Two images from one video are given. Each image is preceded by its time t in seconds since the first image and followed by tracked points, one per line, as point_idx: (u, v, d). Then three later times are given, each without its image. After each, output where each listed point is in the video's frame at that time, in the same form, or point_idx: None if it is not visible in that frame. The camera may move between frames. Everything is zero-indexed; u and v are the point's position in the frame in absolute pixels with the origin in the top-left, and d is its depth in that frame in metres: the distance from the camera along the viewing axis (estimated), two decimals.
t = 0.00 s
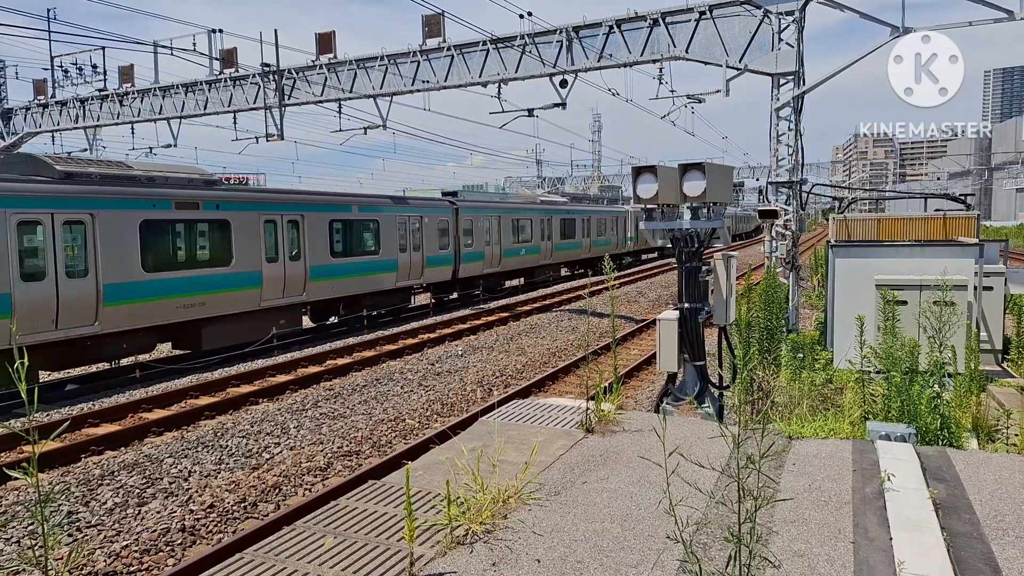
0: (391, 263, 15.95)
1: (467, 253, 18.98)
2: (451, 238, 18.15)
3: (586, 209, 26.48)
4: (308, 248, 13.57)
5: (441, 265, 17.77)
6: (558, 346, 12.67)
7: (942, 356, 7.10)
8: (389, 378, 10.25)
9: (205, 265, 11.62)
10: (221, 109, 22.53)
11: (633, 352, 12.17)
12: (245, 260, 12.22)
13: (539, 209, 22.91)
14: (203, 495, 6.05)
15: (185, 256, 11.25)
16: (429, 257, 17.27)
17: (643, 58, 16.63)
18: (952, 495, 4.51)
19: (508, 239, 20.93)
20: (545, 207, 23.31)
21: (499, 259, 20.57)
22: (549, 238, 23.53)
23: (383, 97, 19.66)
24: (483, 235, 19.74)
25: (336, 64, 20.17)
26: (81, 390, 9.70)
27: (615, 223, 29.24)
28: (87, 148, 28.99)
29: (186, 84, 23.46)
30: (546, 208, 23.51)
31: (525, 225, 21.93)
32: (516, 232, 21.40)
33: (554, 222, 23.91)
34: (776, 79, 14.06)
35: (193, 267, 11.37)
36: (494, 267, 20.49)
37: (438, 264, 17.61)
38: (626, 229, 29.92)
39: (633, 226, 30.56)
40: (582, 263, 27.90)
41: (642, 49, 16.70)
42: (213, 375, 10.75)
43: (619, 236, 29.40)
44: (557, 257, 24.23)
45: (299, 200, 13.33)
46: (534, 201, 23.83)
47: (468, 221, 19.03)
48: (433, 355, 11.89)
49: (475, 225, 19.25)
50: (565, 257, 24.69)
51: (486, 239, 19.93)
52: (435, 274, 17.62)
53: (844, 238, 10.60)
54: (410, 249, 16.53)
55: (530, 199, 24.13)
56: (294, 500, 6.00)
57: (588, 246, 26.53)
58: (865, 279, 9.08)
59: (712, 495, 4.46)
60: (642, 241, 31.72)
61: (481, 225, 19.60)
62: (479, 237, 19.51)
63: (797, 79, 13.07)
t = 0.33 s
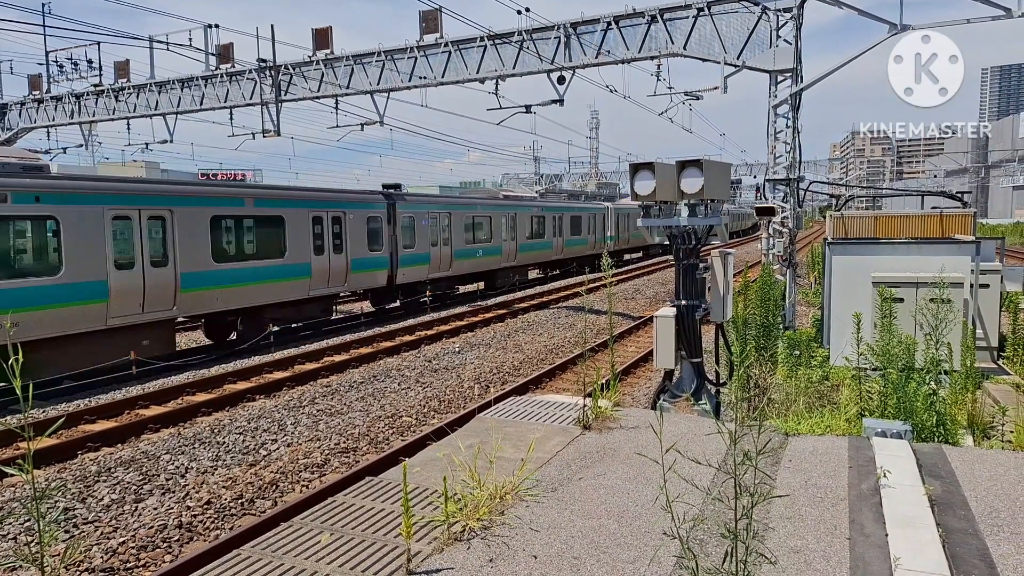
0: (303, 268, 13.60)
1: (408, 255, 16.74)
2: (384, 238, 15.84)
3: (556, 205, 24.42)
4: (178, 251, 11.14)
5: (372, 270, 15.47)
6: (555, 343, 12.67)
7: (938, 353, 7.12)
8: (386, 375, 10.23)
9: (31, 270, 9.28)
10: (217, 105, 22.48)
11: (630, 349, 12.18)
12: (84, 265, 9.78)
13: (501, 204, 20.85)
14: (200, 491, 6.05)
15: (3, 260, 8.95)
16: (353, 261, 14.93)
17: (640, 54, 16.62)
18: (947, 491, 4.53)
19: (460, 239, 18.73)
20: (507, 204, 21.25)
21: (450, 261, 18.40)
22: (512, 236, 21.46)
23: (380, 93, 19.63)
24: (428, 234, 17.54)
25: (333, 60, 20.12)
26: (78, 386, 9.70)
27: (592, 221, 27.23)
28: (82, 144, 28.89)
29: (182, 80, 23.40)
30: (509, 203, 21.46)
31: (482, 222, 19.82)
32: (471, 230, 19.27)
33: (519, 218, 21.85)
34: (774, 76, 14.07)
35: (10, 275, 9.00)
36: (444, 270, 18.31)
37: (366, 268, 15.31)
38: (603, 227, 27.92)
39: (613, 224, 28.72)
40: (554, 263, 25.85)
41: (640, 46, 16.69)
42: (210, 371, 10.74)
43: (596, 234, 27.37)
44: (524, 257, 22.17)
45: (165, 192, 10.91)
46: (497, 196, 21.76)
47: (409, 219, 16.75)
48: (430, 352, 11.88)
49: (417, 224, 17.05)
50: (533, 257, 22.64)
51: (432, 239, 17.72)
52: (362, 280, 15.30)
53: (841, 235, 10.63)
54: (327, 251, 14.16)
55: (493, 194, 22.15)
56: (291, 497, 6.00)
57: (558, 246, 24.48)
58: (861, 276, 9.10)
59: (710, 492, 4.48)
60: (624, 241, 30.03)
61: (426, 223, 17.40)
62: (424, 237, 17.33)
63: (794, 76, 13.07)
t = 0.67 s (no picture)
0: (173, 279, 11.14)
1: (325, 260, 14.25)
2: (295, 242, 13.40)
3: (519, 203, 22.33)
4: None
5: (274, 279, 12.95)
6: (551, 341, 12.67)
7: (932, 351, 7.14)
8: (382, 374, 10.21)
9: None
10: (212, 103, 22.41)
11: (626, 347, 12.19)
12: None
13: (449, 201, 18.54)
14: (193, 491, 6.03)
15: None
16: (246, 268, 12.37)
17: (636, 53, 16.62)
18: (941, 488, 4.54)
19: (395, 242, 16.26)
20: (460, 200, 19.12)
21: (384, 267, 15.99)
22: (466, 237, 19.21)
23: (376, 91, 19.60)
24: (353, 237, 15.07)
25: (329, 58, 20.06)
26: (71, 386, 9.66)
27: (561, 220, 25.19)
28: (76, 142, 28.76)
29: (177, 77, 23.32)
30: (460, 201, 19.17)
31: (423, 221, 17.41)
32: (409, 231, 16.84)
33: (473, 217, 19.64)
34: (769, 75, 14.08)
35: None
36: (376, 277, 15.83)
37: (266, 278, 12.79)
38: (573, 227, 25.87)
39: (590, 223, 27.08)
40: (521, 267, 23.85)
41: (636, 44, 16.69)
42: (205, 370, 10.71)
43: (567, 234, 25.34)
44: (481, 261, 19.96)
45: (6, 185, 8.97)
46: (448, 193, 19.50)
47: (322, 218, 14.22)
48: (426, 350, 11.86)
49: (336, 223, 14.55)
50: (494, 260, 20.50)
51: (357, 241, 15.23)
52: (262, 290, 12.77)
53: (835, 233, 10.66)
54: (210, 258, 11.68)
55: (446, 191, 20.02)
56: (286, 496, 5.99)
57: (523, 246, 22.39)
58: (856, 274, 9.12)
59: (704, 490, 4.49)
60: (604, 241, 28.61)
61: (348, 223, 14.92)
62: (347, 239, 14.84)
63: (790, 75, 13.09)
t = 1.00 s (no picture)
0: None
1: (201, 271, 11.77)
2: (151, 249, 10.96)
3: (471, 202, 20.18)
4: None
5: (119, 297, 10.48)
6: (543, 340, 12.67)
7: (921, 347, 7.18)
8: (373, 375, 10.18)
9: None
10: (201, 103, 22.27)
11: (618, 346, 12.20)
12: None
13: (377, 199, 16.19)
14: (184, 493, 6.00)
15: None
16: (73, 286, 9.93)
17: (627, 52, 16.64)
18: (931, 483, 4.57)
19: (303, 248, 13.85)
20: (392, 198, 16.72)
21: (289, 277, 13.57)
22: (400, 241, 16.91)
23: (366, 91, 19.55)
24: (245, 241, 12.65)
25: (318, 58, 19.99)
26: (60, 388, 9.59)
27: (524, 220, 23.10)
28: (63, 143, 28.55)
29: (166, 77, 23.18)
30: (394, 199, 16.83)
31: (342, 223, 15.01)
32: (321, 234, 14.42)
33: (411, 217, 17.39)
34: (758, 74, 14.13)
35: None
36: (277, 290, 13.38)
37: (107, 296, 10.33)
38: (535, 227, 23.68)
39: (558, 223, 25.31)
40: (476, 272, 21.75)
41: (626, 43, 16.71)
42: (195, 372, 10.65)
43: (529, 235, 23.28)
44: (420, 267, 17.75)
45: None
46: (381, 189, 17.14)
47: (196, 219, 11.73)
48: (418, 350, 11.85)
49: (220, 226, 12.12)
50: (437, 266, 18.32)
51: (251, 247, 12.80)
52: (98, 314, 10.30)
53: (825, 231, 10.71)
54: (17, 273, 9.30)
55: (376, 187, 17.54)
56: (277, 498, 5.96)
57: (475, 249, 20.29)
58: (845, 272, 9.16)
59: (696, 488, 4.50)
60: (577, 241, 27.12)
61: (237, 225, 12.48)
62: (237, 245, 12.42)
63: (778, 74, 13.13)
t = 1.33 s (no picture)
0: None
1: (20, 284, 9.28)
2: None
3: (415, 197, 17.81)
4: None
5: None
6: (535, 339, 12.67)
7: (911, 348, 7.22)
8: (365, 373, 10.16)
9: None
10: (192, 99, 22.15)
11: (610, 345, 12.20)
12: None
13: (289, 194, 13.67)
14: (173, 492, 5.97)
15: None
16: None
17: (620, 52, 16.66)
18: (920, 484, 4.60)
19: (177, 256, 11.37)
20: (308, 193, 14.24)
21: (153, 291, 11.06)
22: (316, 243, 14.41)
23: (359, 89, 19.49)
24: (85, 246, 10.09)
25: (311, 55, 19.93)
26: (48, 386, 9.52)
27: (478, 219, 20.84)
28: (54, 139, 28.35)
29: (158, 74, 23.07)
30: (313, 194, 14.34)
31: (239, 224, 12.55)
32: (114, 240, 10.47)
33: (369, 215, 16.06)
34: (751, 75, 14.16)
35: None
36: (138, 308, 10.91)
37: None
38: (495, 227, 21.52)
39: (524, 223, 23.31)
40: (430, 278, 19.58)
41: (619, 43, 16.72)
42: (185, 369, 10.59)
43: (486, 236, 21.05)
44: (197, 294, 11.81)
45: None
46: (298, 182, 14.78)
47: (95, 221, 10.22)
48: (409, 349, 11.84)
49: (45, 227, 9.56)
50: (365, 272, 15.83)
51: (94, 252, 10.22)
52: None
53: (816, 232, 10.74)
54: None
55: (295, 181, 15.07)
56: (267, 497, 5.94)
57: (417, 253, 17.81)
58: (836, 273, 9.19)
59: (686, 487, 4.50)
60: (546, 244, 25.26)
61: (71, 226, 9.92)
62: (70, 251, 9.87)
63: (771, 75, 13.17)
